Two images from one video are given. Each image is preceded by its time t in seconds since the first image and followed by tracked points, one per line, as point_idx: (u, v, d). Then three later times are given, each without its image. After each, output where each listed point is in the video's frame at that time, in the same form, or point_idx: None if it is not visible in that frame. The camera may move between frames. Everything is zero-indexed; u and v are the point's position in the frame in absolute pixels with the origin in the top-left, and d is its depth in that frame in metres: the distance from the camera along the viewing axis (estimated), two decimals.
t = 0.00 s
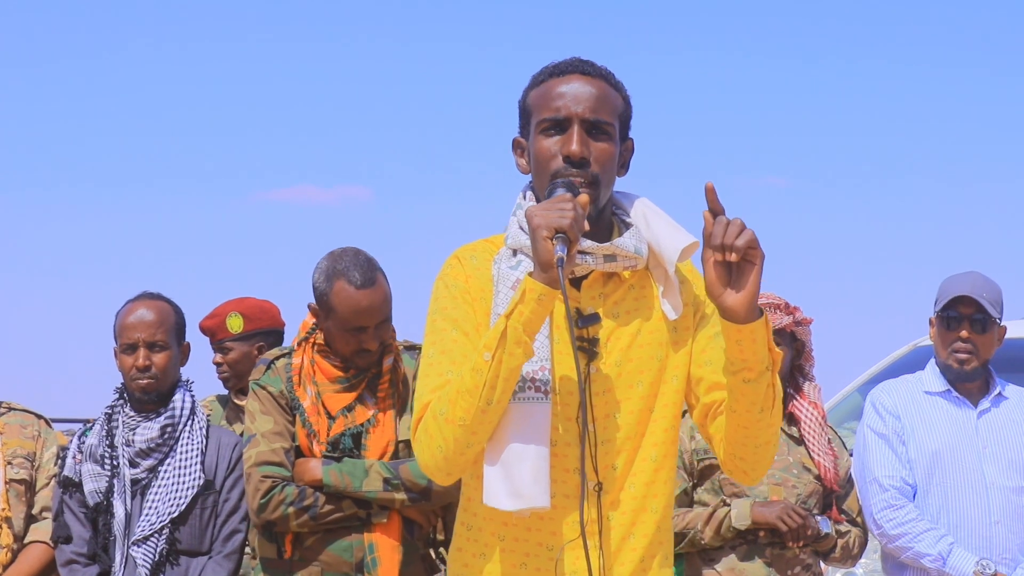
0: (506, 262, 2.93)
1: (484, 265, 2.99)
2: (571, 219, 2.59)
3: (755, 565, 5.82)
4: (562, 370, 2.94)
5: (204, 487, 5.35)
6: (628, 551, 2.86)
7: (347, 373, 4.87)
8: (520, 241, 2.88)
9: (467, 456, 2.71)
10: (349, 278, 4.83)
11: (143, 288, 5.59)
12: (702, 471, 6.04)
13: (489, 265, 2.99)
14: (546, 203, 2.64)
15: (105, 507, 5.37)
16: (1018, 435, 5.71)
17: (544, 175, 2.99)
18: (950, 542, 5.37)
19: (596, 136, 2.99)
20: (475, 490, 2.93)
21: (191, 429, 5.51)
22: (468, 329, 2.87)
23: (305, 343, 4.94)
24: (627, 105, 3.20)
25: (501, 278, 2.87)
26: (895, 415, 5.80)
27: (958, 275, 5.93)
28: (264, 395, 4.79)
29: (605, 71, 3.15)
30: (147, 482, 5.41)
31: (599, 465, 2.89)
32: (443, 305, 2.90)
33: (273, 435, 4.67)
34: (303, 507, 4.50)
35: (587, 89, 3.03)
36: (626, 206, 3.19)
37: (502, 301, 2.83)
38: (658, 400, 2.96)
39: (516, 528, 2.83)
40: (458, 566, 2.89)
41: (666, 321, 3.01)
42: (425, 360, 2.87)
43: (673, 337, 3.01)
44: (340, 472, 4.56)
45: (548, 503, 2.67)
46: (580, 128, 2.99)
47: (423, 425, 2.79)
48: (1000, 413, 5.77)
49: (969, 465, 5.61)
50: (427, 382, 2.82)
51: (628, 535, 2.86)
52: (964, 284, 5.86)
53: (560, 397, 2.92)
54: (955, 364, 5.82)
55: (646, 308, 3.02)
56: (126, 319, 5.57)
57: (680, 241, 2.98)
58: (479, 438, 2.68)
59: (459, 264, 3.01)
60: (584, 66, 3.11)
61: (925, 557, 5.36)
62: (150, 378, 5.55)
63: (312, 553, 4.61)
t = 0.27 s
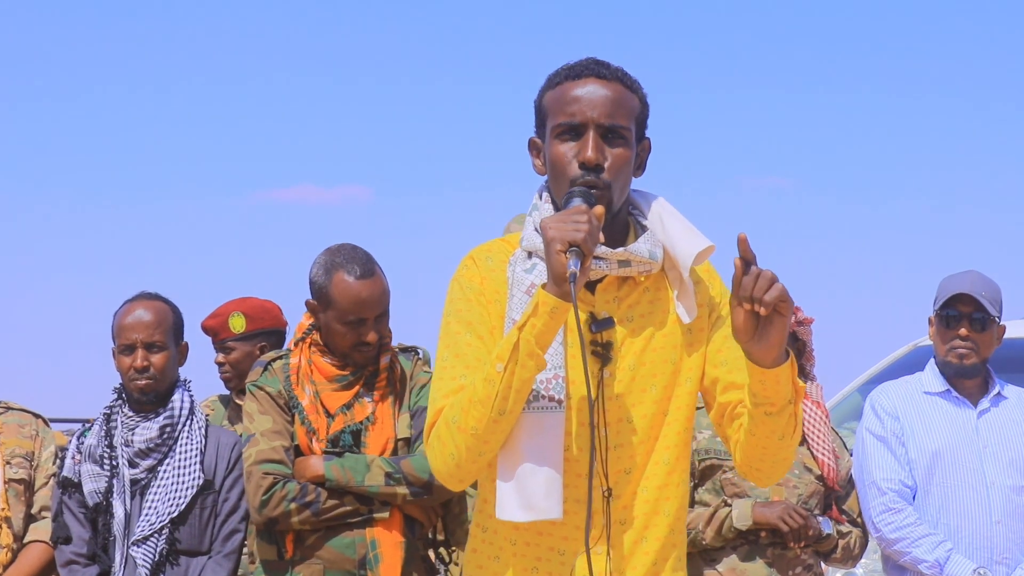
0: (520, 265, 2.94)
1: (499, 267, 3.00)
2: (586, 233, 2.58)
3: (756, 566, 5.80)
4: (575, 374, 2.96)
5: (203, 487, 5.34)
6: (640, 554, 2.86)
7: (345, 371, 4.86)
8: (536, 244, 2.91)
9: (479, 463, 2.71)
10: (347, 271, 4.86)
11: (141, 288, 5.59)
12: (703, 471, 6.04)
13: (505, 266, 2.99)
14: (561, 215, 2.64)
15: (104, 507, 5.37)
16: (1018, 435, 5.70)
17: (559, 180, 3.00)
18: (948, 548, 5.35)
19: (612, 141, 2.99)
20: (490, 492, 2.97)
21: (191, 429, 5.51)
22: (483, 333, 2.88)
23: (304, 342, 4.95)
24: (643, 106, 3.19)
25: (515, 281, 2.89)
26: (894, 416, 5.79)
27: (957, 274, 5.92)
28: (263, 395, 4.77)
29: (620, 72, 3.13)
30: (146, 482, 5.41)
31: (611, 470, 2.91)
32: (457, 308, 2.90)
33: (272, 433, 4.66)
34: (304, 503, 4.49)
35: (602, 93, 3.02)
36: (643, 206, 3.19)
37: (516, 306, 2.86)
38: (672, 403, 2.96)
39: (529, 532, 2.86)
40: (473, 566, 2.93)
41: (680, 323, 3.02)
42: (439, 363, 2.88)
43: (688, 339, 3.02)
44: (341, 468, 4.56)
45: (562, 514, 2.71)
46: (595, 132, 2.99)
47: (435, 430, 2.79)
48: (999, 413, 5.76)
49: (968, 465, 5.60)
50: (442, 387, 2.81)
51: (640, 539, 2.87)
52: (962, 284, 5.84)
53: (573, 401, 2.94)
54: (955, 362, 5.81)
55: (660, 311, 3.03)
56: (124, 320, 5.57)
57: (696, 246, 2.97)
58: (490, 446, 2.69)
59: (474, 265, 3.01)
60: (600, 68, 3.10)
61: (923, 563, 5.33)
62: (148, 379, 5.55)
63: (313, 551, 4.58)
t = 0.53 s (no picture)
0: (530, 269, 2.90)
1: (510, 270, 2.96)
2: (588, 244, 2.56)
3: (757, 567, 5.78)
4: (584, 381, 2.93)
5: (202, 486, 5.33)
6: (648, 561, 2.87)
7: (343, 370, 4.85)
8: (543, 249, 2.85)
9: (486, 471, 2.71)
10: (345, 270, 4.85)
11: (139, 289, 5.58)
12: (704, 471, 6.03)
13: (515, 270, 2.96)
14: (564, 225, 2.61)
15: (103, 507, 5.36)
16: (1019, 435, 5.68)
17: (567, 184, 2.99)
18: (947, 549, 5.32)
19: (622, 146, 2.98)
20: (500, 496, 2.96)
21: (189, 429, 5.50)
22: (492, 338, 2.88)
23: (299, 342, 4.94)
24: (654, 108, 3.17)
25: (524, 286, 2.86)
26: (894, 415, 5.77)
27: (954, 275, 5.91)
28: (261, 395, 4.76)
29: (630, 74, 3.11)
30: (145, 482, 5.40)
31: (619, 477, 2.89)
32: (467, 312, 2.90)
33: (270, 433, 4.65)
34: (303, 502, 4.48)
35: (611, 96, 3.01)
36: (654, 208, 3.18)
37: (525, 312, 2.84)
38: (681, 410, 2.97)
39: (537, 539, 2.87)
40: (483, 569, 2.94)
41: (690, 329, 3.02)
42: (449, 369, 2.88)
43: (699, 346, 3.03)
44: (340, 466, 4.55)
45: (566, 523, 2.71)
46: (604, 136, 2.98)
47: (444, 438, 2.80)
48: (1000, 413, 5.74)
49: (969, 465, 5.59)
50: (449, 394, 2.84)
51: (648, 547, 2.88)
52: (958, 284, 5.85)
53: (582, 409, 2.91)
54: (951, 361, 5.80)
55: (671, 316, 3.03)
56: (122, 321, 5.57)
57: (705, 250, 2.96)
58: (498, 455, 2.68)
59: (483, 267, 2.98)
60: (610, 70, 3.08)
61: (920, 562, 5.32)
62: (147, 379, 5.54)
63: (311, 551, 4.57)
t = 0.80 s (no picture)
0: (537, 269, 2.87)
1: (517, 270, 2.94)
2: (594, 247, 2.55)
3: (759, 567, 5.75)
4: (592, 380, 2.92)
5: (202, 486, 5.32)
6: (655, 561, 2.85)
7: (341, 369, 4.83)
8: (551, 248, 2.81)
9: (494, 470, 2.68)
10: (342, 269, 4.83)
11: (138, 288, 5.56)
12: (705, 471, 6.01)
13: (521, 269, 2.93)
14: (571, 227, 2.60)
15: (102, 507, 5.34)
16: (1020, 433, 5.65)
17: (573, 183, 2.97)
18: (947, 548, 5.31)
19: (626, 145, 2.96)
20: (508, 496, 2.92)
21: (189, 428, 5.49)
22: (499, 338, 2.85)
23: (297, 340, 4.92)
24: (657, 107, 3.16)
25: (531, 285, 2.83)
26: (894, 414, 5.75)
27: (955, 274, 5.89)
28: (259, 394, 4.75)
29: (633, 73, 3.09)
30: (145, 482, 5.39)
31: (628, 477, 2.88)
32: (473, 312, 2.87)
33: (269, 432, 4.64)
34: (300, 502, 4.46)
35: (614, 95, 2.99)
36: (660, 206, 3.17)
37: (532, 312, 2.80)
38: (689, 410, 2.93)
39: (545, 539, 2.85)
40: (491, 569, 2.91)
41: (699, 329, 2.99)
42: (456, 370, 2.86)
43: (709, 347, 2.99)
44: (337, 466, 4.53)
45: (576, 521, 2.70)
46: (609, 135, 2.96)
47: (450, 439, 2.77)
48: (1000, 412, 5.71)
49: (969, 463, 5.57)
50: (457, 395, 2.80)
51: (655, 548, 2.86)
52: (957, 283, 5.82)
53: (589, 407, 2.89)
54: (951, 361, 5.78)
55: (680, 317, 2.99)
56: (121, 321, 5.55)
57: (713, 249, 2.92)
58: (505, 456, 2.66)
59: (490, 268, 2.95)
60: (613, 69, 3.05)
61: (920, 562, 5.29)
62: (146, 380, 5.53)
63: (308, 550, 4.55)
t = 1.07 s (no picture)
0: (549, 267, 2.85)
1: (528, 268, 2.93)
2: (608, 253, 2.54)
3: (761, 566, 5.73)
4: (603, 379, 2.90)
5: (201, 486, 5.32)
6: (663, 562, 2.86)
7: (340, 368, 4.83)
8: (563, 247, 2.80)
9: (501, 470, 2.67)
10: (342, 270, 4.82)
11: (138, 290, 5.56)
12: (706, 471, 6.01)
13: (533, 268, 2.92)
14: (585, 232, 2.59)
15: (102, 506, 5.34)
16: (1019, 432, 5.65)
17: (588, 186, 2.96)
18: (948, 549, 5.30)
19: (641, 149, 2.96)
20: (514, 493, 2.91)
21: (188, 429, 5.49)
22: (509, 336, 2.83)
23: (298, 339, 4.92)
24: (672, 108, 3.14)
25: (543, 283, 2.81)
26: (895, 415, 5.74)
27: (954, 274, 5.90)
28: (258, 393, 4.74)
29: (649, 74, 3.08)
30: (144, 482, 5.38)
31: (638, 477, 2.86)
32: (483, 309, 2.86)
33: (267, 431, 4.63)
34: (297, 502, 4.46)
35: (629, 98, 2.98)
36: (675, 207, 3.15)
37: (543, 311, 2.78)
38: (699, 412, 2.93)
39: (553, 538, 2.84)
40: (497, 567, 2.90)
41: (712, 330, 2.98)
42: (465, 366, 2.85)
43: (719, 348, 2.99)
44: (334, 467, 4.53)
45: (582, 522, 2.67)
46: (624, 139, 2.95)
47: (458, 437, 2.77)
48: (1000, 412, 5.71)
49: (971, 464, 5.55)
50: (466, 392, 2.79)
51: (660, 548, 2.86)
52: (957, 283, 5.83)
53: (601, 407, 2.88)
54: (953, 361, 5.77)
55: (692, 318, 2.98)
56: (120, 323, 5.55)
57: (726, 250, 2.92)
58: (513, 456, 2.65)
59: (501, 265, 2.94)
60: (628, 71, 3.04)
61: (921, 564, 5.29)
62: (145, 382, 5.53)
63: (306, 550, 4.55)
